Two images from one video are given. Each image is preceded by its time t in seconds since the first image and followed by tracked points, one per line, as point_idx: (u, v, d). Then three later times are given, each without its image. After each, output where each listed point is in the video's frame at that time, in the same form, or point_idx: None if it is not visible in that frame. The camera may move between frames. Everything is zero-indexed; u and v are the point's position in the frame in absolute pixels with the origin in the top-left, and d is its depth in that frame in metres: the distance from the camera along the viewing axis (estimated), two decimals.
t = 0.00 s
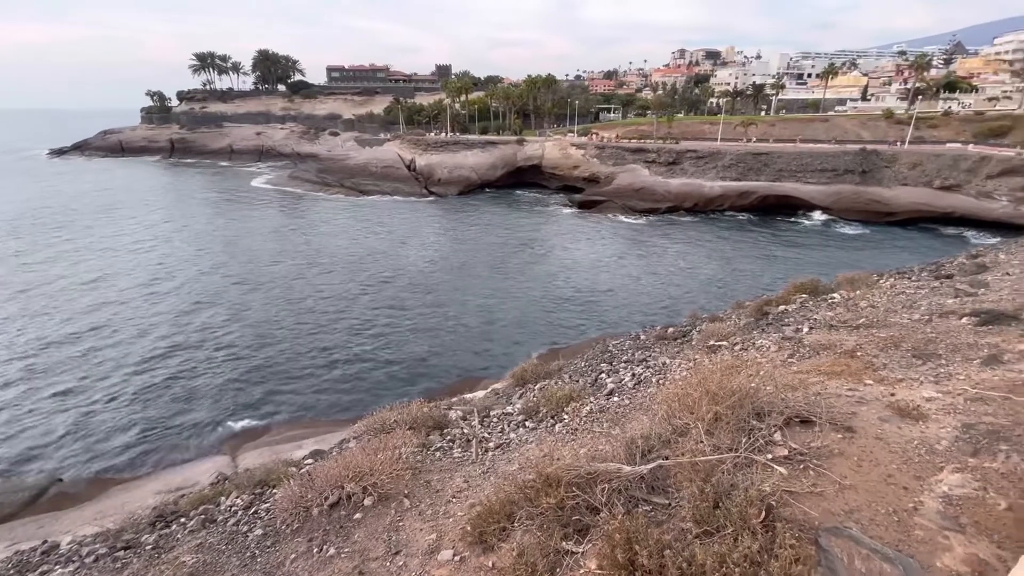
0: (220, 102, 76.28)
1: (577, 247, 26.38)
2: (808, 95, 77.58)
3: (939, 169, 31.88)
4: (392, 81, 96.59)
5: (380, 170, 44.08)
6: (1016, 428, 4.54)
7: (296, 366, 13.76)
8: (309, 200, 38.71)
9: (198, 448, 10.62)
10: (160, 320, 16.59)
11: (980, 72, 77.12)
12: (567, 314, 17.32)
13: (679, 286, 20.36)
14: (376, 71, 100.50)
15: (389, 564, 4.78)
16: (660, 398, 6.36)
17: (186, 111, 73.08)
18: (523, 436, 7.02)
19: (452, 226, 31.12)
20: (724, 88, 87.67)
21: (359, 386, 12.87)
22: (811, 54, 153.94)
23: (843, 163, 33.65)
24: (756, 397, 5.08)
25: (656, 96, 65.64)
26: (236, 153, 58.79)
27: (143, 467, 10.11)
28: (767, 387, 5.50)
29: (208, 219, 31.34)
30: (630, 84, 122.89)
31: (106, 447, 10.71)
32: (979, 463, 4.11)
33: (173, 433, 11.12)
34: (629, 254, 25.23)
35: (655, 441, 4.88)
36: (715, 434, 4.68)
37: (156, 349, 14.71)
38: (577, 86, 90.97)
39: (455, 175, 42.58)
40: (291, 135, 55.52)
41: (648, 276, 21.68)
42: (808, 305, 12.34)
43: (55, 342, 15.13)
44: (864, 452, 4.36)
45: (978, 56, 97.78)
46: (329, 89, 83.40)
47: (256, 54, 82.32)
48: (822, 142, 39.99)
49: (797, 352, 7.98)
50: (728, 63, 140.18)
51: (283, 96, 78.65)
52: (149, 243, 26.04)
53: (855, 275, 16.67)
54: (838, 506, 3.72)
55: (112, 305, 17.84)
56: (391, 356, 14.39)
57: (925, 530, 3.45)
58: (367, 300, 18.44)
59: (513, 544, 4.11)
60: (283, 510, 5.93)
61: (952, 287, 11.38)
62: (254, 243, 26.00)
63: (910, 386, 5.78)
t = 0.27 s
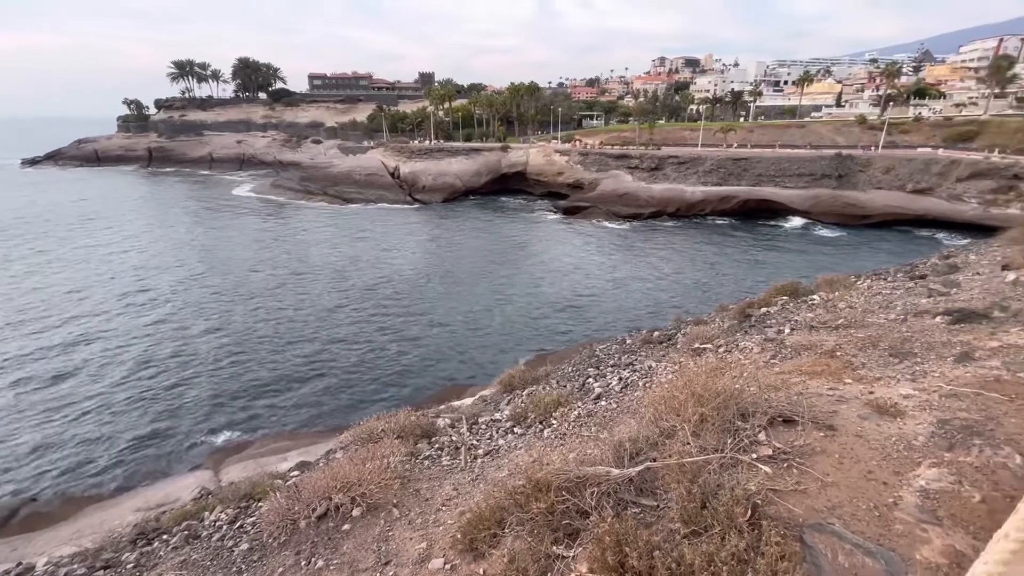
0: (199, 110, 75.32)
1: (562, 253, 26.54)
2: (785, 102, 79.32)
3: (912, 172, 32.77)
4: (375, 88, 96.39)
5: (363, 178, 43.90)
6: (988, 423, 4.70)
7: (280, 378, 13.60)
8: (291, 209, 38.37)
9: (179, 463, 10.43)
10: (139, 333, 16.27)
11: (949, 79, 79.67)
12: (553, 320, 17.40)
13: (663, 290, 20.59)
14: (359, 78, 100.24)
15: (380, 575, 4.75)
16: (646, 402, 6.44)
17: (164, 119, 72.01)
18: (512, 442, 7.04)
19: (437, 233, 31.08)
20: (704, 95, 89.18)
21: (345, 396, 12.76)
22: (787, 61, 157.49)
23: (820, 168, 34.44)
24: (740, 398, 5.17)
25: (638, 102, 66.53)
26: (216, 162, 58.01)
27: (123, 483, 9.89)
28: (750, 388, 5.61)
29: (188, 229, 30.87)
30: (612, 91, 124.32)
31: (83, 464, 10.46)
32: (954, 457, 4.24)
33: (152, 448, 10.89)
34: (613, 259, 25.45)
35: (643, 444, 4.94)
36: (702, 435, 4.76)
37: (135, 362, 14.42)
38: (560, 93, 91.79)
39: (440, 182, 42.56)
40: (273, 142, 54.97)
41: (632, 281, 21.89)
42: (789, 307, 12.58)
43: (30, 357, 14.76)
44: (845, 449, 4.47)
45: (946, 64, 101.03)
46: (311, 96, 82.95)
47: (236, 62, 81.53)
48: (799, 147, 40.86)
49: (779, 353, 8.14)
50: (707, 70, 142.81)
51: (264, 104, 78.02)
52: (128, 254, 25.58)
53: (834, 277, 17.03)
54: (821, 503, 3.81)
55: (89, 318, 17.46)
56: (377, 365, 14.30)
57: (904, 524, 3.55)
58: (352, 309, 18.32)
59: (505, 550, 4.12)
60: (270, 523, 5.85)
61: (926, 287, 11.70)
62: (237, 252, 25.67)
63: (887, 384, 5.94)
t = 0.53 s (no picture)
0: (173, 123, 74.16)
1: (544, 263, 26.67)
2: (757, 112, 81.49)
3: (880, 180, 33.84)
4: (354, 101, 96.17)
5: (343, 190, 43.61)
6: (956, 421, 4.85)
7: (258, 394, 13.34)
8: (270, 222, 37.89)
9: (152, 485, 10.13)
10: (111, 351, 15.84)
11: (912, 90, 82.80)
12: (535, 330, 17.44)
13: (644, 298, 20.81)
14: (338, 91, 99.96)
15: None
16: (629, 409, 6.48)
17: (137, 131, 70.68)
18: (497, 453, 7.01)
19: (419, 244, 30.97)
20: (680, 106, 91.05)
21: (325, 411, 12.56)
22: (758, 74, 162.06)
23: (793, 176, 35.37)
24: (720, 403, 5.26)
25: (615, 113, 67.63)
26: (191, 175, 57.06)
27: (93, 508, 9.56)
28: (730, 393, 5.69)
29: (163, 244, 30.26)
30: (590, 102, 126.17)
31: (50, 489, 10.09)
32: (925, 455, 4.36)
33: (124, 471, 10.56)
34: (594, 268, 25.67)
35: (626, 451, 4.97)
36: (683, 441, 4.82)
37: (106, 382, 14.01)
38: (539, 105, 92.78)
39: (420, 193, 42.48)
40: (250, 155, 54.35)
41: (613, 289, 22.09)
42: (766, 312, 12.82)
43: None
44: (822, 451, 4.57)
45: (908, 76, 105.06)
46: (289, 109, 82.37)
47: (212, 74, 80.66)
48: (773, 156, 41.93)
49: (757, 358, 8.29)
50: (682, 82, 146.01)
51: (241, 117, 77.21)
52: (99, 271, 24.94)
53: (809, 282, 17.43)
54: (799, 504, 3.88)
55: (58, 338, 16.94)
56: (358, 378, 14.13)
57: (880, 522, 3.63)
58: (333, 322, 18.11)
59: (490, 562, 4.09)
60: (249, 544, 5.72)
61: (896, 290, 12.06)
62: (213, 267, 25.21)
63: (860, 386, 6.09)
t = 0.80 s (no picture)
0: (135, 140, 72.19)
1: (518, 277, 26.75)
2: (721, 129, 84.26)
3: (838, 193, 35.29)
4: (324, 118, 95.50)
5: (313, 207, 43.04)
6: (913, 422, 5.05)
7: (225, 418, 12.89)
8: (237, 240, 37.03)
9: (111, 519, 9.64)
10: (67, 378, 15.12)
11: (863, 108, 87.18)
12: (511, 345, 17.46)
13: (617, 311, 21.08)
14: (307, 108, 99.20)
15: None
16: (604, 422, 6.53)
17: (96, 149, 68.44)
18: (473, 471, 6.95)
19: (391, 261, 30.73)
20: (647, 123, 93.49)
21: (297, 434, 12.22)
22: (721, 92, 168.08)
23: (756, 190, 36.62)
24: (692, 412, 5.34)
25: (585, 130, 68.93)
26: (154, 193, 55.49)
27: (46, 546, 9.04)
28: (701, 403, 5.79)
29: (123, 264, 29.20)
30: (560, 119, 128.42)
31: None
32: (887, 458, 4.51)
33: (81, 505, 10.04)
34: (568, 282, 25.90)
35: (601, 464, 5.00)
36: (657, 451, 4.89)
37: (61, 411, 13.33)
38: (510, 122, 93.90)
39: (393, 210, 42.25)
40: (216, 172, 53.25)
41: (587, 303, 22.27)
42: (735, 323, 13.13)
43: None
44: (790, 457, 4.68)
45: (860, 94, 110.66)
46: (257, 126, 81.24)
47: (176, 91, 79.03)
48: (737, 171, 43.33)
49: (726, 367, 8.46)
50: (648, 100, 150.27)
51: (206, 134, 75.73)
52: (55, 294, 23.89)
53: (774, 292, 17.95)
54: (770, 510, 3.96)
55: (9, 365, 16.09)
56: (330, 399, 13.83)
57: (846, 525, 3.74)
58: (304, 342, 17.72)
59: None
60: None
61: (855, 298, 12.51)
62: (177, 288, 24.45)
63: (824, 391, 6.29)
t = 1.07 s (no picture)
0: (73, 162, 68.55)
1: (480, 298, 26.70)
2: (673, 152, 87.64)
3: (783, 212, 37.18)
4: (279, 139, 93.68)
5: (268, 230, 41.87)
6: (857, 430, 5.30)
7: (172, 456, 12.15)
8: (186, 266, 35.50)
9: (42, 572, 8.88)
10: None
11: (802, 132, 92.77)
12: (474, 367, 17.32)
13: (579, 330, 21.31)
14: (262, 129, 97.16)
15: None
16: (566, 443, 6.53)
17: (30, 171, 64.60)
18: (435, 500, 6.80)
19: (351, 284, 30.11)
20: (604, 146, 96.25)
21: (251, 468, 11.66)
22: (672, 117, 175.33)
23: (708, 210, 38.17)
24: (651, 429, 5.43)
25: (543, 152, 70.24)
26: (95, 217, 52.67)
27: None
28: (659, 419, 5.90)
29: (60, 293, 27.43)
30: (519, 142, 130.54)
31: None
32: (835, 466, 4.71)
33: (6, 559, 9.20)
34: (530, 302, 26.04)
35: (564, 485, 5.00)
36: (618, 470, 4.94)
37: None
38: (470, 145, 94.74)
39: (352, 232, 41.58)
40: (163, 195, 51.17)
41: (549, 322, 22.42)
42: (692, 338, 13.48)
43: None
44: (745, 470, 4.83)
45: (799, 120, 117.72)
46: (208, 148, 78.82)
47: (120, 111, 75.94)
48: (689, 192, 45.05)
49: (684, 383, 8.66)
50: (604, 124, 154.99)
51: (153, 156, 72.85)
52: None
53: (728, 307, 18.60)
54: (728, 524, 4.06)
55: None
56: (287, 429, 13.29)
57: (798, 534, 3.87)
58: (258, 370, 17.03)
59: None
60: None
61: (802, 312, 13.12)
62: (120, 316, 23.14)
63: (775, 404, 6.54)
